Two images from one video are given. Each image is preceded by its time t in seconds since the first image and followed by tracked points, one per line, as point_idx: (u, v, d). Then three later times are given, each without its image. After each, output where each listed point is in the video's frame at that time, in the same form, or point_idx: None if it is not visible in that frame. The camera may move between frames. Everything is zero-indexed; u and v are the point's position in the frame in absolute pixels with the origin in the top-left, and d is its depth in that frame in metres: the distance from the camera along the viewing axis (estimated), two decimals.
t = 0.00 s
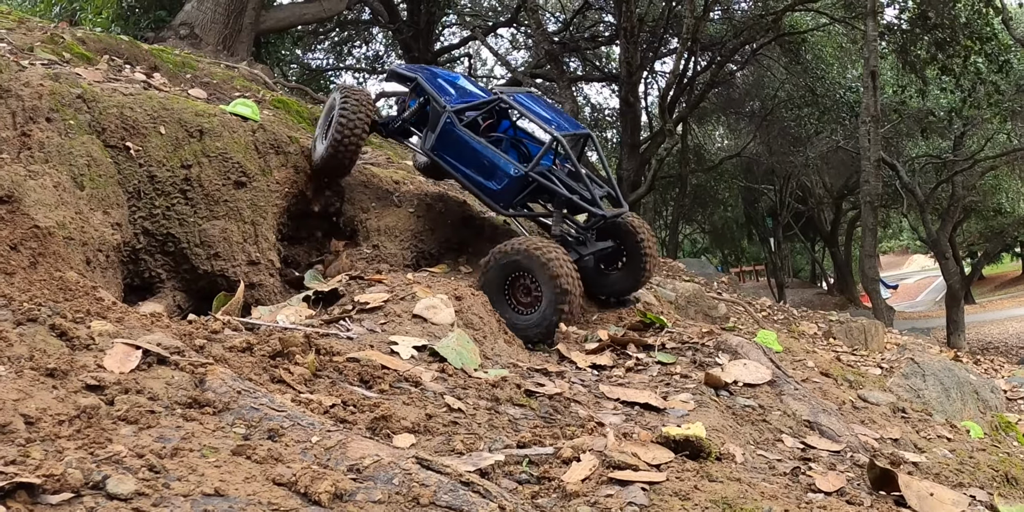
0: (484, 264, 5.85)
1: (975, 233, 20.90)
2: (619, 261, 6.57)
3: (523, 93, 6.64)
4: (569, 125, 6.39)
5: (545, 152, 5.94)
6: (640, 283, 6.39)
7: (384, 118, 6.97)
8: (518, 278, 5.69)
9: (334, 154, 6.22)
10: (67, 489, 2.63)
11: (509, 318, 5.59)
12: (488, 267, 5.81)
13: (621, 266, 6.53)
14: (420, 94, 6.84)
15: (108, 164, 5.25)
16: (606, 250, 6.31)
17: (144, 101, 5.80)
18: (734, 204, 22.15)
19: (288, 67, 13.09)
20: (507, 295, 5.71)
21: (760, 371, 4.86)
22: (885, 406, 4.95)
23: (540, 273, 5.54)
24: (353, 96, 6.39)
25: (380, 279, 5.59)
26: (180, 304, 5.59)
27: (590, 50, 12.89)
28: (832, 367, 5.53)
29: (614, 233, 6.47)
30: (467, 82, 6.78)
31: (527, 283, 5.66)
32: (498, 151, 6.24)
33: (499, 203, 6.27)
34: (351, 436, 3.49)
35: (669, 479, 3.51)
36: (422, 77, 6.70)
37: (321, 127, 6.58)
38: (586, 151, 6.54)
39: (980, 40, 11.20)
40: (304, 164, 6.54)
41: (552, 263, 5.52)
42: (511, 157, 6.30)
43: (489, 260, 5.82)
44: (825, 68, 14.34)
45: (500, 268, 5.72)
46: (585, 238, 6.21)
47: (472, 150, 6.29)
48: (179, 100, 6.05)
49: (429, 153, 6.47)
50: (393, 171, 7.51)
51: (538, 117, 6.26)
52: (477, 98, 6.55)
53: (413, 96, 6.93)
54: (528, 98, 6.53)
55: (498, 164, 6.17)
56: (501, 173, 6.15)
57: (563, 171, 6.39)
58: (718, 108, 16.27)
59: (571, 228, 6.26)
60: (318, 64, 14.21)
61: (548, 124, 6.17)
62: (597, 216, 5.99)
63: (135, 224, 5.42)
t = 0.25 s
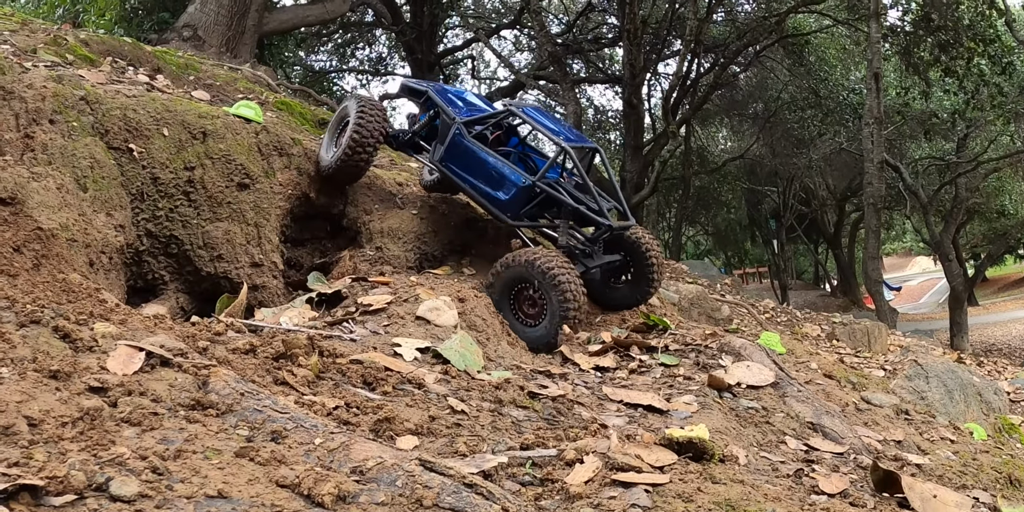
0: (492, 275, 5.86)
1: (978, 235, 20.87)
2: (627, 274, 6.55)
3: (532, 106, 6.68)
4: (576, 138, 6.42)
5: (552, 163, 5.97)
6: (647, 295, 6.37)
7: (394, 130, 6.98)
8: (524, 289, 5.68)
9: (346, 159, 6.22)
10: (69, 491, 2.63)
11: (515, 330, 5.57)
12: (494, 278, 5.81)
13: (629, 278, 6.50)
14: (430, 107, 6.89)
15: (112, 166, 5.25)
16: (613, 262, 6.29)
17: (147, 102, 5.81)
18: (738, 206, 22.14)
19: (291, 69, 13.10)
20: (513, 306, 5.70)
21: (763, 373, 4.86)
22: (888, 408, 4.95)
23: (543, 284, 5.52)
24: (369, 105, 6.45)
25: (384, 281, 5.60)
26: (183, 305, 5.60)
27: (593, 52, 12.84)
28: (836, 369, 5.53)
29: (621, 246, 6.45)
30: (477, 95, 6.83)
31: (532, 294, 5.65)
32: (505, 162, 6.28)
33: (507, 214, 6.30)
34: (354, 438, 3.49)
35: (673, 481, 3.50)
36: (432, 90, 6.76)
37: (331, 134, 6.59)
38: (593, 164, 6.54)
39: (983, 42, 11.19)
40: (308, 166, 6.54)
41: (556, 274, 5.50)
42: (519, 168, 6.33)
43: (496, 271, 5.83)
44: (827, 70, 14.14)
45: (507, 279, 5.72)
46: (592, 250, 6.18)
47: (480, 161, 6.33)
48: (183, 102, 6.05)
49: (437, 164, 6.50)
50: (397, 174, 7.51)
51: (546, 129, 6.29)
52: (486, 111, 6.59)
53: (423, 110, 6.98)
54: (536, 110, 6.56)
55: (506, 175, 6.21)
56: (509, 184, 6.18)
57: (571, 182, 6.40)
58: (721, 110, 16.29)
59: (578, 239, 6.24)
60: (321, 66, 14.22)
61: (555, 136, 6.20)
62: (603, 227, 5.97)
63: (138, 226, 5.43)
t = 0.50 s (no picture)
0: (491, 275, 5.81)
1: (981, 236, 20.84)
2: (625, 268, 6.58)
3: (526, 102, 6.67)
4: (573, 134, 6.42)
5: (551, 161, 5.97)
6: (646, 289, 6.39)
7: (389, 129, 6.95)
8: (527, 288, 5.67)
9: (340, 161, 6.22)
10: (73, 493, 2.63)
11: (521, 329, 5.56)
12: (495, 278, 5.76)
13: (627, 272, 6.53)
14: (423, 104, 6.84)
15: (115, 168, 5.25)
16: (612, 258, 6.32)
17: (150, 104, 5.80)
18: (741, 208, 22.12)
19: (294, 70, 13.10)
20: (517, 305, 5.69)
21: (766, 375, 4.86)
22: (891, 409, 4.95)
23: (548, 282, 5.52)
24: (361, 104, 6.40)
25: (387, 283, 5.60)
26: (186, 307, 5.60)
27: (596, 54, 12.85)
28: (839, 371, 5.53)
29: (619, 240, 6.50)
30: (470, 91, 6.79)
31: (535, 292, 5.64)
32: (503, 161, 6.26)
33: (505, 212, 6.28)
34: (357, 440, 3.49)
35: (676, 482, 3.50)
36: (425, 87, 6.70)
37: (326, 133, 6.57)
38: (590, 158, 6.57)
39: (986, 43, 11.14)
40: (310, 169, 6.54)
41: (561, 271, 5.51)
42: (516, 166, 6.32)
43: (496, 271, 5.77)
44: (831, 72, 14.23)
45: (509, 279, 5.68)
46: (591, 245, 6.21)
47: (477, 159, 6.31)
48: (186, 104, 6.04)
49: (433, 163, 6.46)
50: (399, 175, 7.51)
51: (544, 126, 6.28)
52: (481, 108, 6.56)
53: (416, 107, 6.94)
54: (532, 107, 6.55)
55: (504, 173, 6.19)
56: (507, 183, 6.17)
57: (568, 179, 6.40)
58: (724, 112, 16.24)
59: (577, 236, 6.24)
60: (324, 68, 14.22)
61: (553, 133, 6.20)
62: (603, 224, 5.98)
63: (141, 228, 5.43)
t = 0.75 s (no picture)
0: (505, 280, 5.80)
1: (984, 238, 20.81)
2: (635, 275, 6.57)
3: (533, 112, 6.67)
4: (580, 143, 6.41)
5: (559, 171, 5.96)
6: (656, 297, 6.37)
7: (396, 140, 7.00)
8: (536, 297, 5.64)
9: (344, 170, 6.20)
10: (76, 495, 2.63)
11: (527, 338, 5.55)
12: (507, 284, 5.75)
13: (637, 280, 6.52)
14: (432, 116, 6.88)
15: (118, 170, 5.25)
16: (622, 267, 6.32)
17: (153, 106, 5.80)
18: (744, 210, 22.10)
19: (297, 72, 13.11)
20: (525, 314, 5.66)
21: (770, 377, 4.86)
22: (894, 412, 4.95)
23: (558, 294, 5.48)
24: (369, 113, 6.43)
25: (391, 285, 5.60)
26: (190, 309, 5.60)
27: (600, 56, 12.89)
28: (842, 373, 5.53)
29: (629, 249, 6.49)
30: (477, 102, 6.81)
31: (545, 302, 5.60)
32: (511, 171, 6.25)
33: (514, 223, 6.27)
34: (361, 442, 3.48)
35: (679, 484, 3.50)
36: (433, 99, 6.74)
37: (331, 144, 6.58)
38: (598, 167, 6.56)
39: (990, 45, 11.17)
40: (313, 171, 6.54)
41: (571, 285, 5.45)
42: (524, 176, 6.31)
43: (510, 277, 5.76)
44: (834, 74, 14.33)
45: (520, 286, 5.66)
46: (601, 256, 6.23)
47: (486, 170, 6.31)
48: (189, 106, 6.05)
49: (443, 174, 6.50)
50: (403, 177, 7.51)
51: (551, 136, 6.28)
52: (489, 119, 6.57)
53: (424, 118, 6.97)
54: (539, 117, 6.55)
55: (512, 184, 6.18)
56: (516, 193, 6.16)
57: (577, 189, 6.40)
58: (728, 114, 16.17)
59: (586, 247, 6.23)
60: (327, 70, 14.23)
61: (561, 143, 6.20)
62: (612, 233, 5.99)
63: (144, 229, 5.43)
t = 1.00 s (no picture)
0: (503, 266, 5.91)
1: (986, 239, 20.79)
2: (631, 268, 6.58)
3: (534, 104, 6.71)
4: (580, 134, 6.42)
5: (556, 158, 5.98)
6: (652, 289, 6.38)
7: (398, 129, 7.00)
8: (531, 285, 5.75)
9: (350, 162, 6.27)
10: (80, 497, 2.62)
11: (523, 324, 5.68)
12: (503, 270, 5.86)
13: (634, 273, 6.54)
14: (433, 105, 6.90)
15: (121, 172, 5.25)
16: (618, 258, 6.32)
17: (157, 108, 5.80)
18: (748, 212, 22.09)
19: (300, 74, 13.12)
20: (521, 300, 5.78)
21: (773, 379, 4.87)
22: (897, 413, 4.95)
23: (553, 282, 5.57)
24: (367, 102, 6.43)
25: (394, 287, 5.61)
26: (193, 311, 5.60)
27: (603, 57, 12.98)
28: (846, 375, 5.53)
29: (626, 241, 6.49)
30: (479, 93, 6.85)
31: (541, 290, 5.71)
32: (509, 159, 6.27)
33: (510, 211, 6.27)
34: (364, 444, 3.48)
35: (682, 486, 3.50)
36: (434, 89, 6.77)
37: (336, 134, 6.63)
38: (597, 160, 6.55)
39: (993, 47, 11.23)
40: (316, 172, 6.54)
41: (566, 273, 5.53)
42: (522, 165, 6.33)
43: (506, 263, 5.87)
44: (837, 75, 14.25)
45: (516, 273, 5.77)
46: (596, 245, 6.20)
47: (484, 159, 6.32)
48: (192, 107, 6.04)
49: (442, 162, 6.54)
50: (406, 179, 7.51)
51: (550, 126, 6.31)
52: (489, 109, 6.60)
53: (425, 109, 6.99)
54: (539, 108, 6.58)
55: (510, 171, 6.20)
56: (513, 180, 6.17)
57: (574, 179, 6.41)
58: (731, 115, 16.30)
59: (582, 236, 6.24)
60: (330, 72, 14.24)
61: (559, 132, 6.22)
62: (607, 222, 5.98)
63: (148, 231, 5.43)
